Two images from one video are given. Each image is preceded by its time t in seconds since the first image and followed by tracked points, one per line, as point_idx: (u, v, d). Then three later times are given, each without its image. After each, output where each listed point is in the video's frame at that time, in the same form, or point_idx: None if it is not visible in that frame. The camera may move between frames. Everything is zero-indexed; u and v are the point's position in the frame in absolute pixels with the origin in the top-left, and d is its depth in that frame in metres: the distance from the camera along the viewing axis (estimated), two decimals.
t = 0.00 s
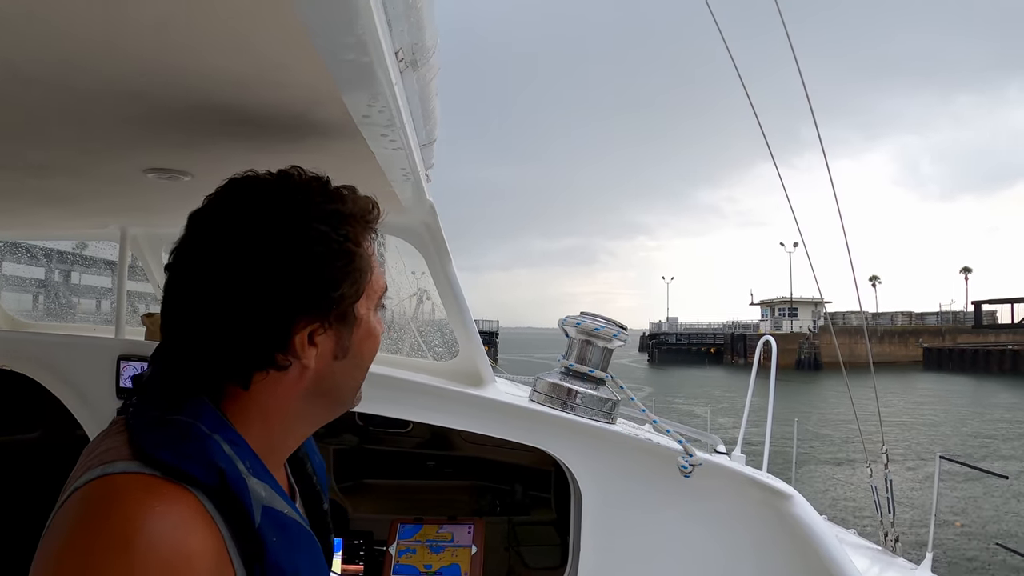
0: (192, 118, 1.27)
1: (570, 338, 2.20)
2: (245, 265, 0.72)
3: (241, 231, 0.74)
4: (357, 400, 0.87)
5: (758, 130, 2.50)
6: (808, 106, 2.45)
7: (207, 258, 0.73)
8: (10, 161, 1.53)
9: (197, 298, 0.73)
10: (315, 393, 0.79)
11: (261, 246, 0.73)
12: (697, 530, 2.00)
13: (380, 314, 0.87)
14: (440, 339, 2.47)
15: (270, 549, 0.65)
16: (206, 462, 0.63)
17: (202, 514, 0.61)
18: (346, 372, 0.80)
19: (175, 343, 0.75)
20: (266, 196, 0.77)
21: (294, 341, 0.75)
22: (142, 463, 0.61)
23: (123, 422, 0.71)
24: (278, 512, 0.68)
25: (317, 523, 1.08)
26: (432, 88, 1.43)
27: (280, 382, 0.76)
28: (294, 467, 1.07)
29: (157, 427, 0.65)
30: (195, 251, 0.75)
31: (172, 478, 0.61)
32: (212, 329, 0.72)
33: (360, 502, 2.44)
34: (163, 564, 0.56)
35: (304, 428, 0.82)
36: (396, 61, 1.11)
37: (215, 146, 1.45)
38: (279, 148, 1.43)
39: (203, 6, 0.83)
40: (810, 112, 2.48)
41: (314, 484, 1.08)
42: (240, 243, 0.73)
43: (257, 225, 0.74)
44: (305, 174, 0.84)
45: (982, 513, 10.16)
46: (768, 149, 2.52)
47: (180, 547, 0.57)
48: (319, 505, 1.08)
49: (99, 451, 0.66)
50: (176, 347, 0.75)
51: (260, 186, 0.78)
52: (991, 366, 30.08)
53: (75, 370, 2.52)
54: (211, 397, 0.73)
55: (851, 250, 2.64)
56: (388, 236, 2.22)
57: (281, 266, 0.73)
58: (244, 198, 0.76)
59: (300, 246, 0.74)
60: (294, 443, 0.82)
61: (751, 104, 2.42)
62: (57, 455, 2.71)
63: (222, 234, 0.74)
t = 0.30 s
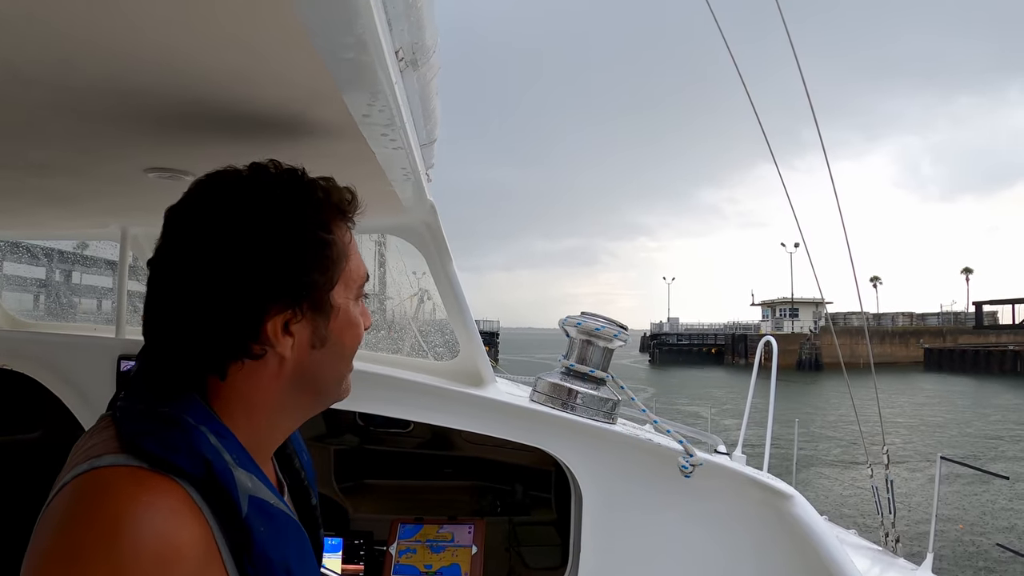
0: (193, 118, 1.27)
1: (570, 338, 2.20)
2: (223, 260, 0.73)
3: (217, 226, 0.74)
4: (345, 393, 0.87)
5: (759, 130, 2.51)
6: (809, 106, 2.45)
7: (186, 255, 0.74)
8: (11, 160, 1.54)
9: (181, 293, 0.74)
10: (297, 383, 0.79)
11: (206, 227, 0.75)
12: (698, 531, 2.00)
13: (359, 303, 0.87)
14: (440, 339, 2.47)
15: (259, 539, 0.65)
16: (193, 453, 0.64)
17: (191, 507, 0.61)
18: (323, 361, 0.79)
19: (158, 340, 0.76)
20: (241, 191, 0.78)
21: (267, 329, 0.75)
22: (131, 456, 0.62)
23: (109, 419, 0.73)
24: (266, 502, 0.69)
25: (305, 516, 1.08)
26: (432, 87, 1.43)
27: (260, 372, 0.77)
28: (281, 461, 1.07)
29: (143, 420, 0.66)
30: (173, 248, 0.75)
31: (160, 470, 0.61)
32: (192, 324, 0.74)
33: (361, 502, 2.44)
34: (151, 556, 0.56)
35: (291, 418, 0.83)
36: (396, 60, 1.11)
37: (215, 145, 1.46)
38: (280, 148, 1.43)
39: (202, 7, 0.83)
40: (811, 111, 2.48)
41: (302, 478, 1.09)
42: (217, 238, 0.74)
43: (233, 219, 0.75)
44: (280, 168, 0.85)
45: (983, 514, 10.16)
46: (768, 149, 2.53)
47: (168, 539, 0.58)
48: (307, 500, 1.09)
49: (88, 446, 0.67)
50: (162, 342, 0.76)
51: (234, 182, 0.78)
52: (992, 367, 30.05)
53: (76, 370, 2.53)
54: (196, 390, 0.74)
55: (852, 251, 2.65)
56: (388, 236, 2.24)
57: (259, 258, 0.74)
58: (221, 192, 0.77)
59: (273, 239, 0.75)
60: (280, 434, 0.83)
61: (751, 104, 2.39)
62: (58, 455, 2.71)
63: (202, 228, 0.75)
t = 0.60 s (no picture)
0: (192, 117, 1.27)
1: (570, 337, 2.21)
2: (203, 257, 0.75)
3: (195, 223, 0.76)
4: (328, 382, 0.88)
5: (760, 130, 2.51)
6: (809, 106, 2.45)
7: (163, 253, 0.76)
8: (11, 160, 1.54)
9: (163, 291, 0.77)
10: (277, 372, 0.81)
11: (184, 224, 0.77)
12: (698, 531, 2.00)
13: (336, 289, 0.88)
14: (440, 338, 2.47)
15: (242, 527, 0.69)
16: (178, 445, 0.67)
17: (177, 498, 0.64)
18: (302, 349, 0.81)
19: (140, 337, 0.78)
20: (217, 188, 0.80)
21: (244, 320, 0.77)
22: (116, 449, 0.65)
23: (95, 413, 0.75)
24: (250, 491, 0.72)
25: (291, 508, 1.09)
26: (432, 86, 1.44)
27: (239, 363, 0.79)
28: (266, 455, 1.08)
29: (128, 414, 0.69)
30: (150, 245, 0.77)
31: (145, 462, 0.65)
32: (175, 319, 0.76)
33: (361, 501, 2.44)
34: (139, 547, 0.60)
35: (274, 409, 0.85)
36: (396, 59, 1.11)
37: (214, 145, 1.46)
38: (279, 148, 1.44)
39: (200, 8, 0.83)
40: (811, 111, 2.48)
41: (287, 471, 1.10)
42: (196, 235, 0.76)
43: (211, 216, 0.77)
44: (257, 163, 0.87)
45: (983, 513, 10.17)
46: (768, 149, 2.53)
47: (155, 530, 0.61)
48: (292, 493, 1.09)
49: (77, 441, 0.70)
50: (144, 338, 0.77)
51: (207, 177, 0.80)
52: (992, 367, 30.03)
53: (76, 370, 2.53)
54: (178, 382, 0.77)
55: (851, 250, 2.65)
56: (388, 236, 2.24)
57: (239, 254, 0.76)
58: (197, 188, 0.79)
59: (250, 233, 0.78)
60: (264, 424, 0.85)
61: (750, 100, 2.52)
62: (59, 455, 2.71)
63: (181, 225, 0.77)
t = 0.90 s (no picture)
0: (192, 118, 1.27)
1: (571, 339, 2.21)
2: (169, 256, 0.80)
3: (178, 224, 0.81)
4: (307, 370, 0.95)
5: (761, 132, 2.51)
6: (810, 108, 2.46)
7: (152, 255, 0.80)
8: (11, 159, 1.54)
9: (150, 291, 0.80)
10: (259, 362, 0.87)
11: (172, 225, 0.81)
12: (698, 533, 2.00)
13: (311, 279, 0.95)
14: (440, 339, 2.48)
15: (230, 514, 0.73)
16: (164, 439, 0.70)
17: (166, 493, 0.67)
18: (282, 337, 0.87)
19: (126, 336, 0.82)
20: (200, 190, 0.83)
21: (226, 314, 0.82)
22: (105, 445, 0.67)
23: (82, 412, 0.77)
24: (233, 482, 0.76)
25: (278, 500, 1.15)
26: (433, 88, 1.44)
27: (222, 357, 0.84)
28: (252, 450, 1.13)
29: (115, 411, 0.72)
30: (134, 247, 0.81)
31: (134, 457, 0.67)
32: (146, 316, 0.80)
33: (361, 502, 2.45)
34: (130, 543, 0.61)
35: (256, 397, 0.90)
36: (397, 61, 1.12)
37: (214, 146, 1.46)
38: (279, 150, 1.44)
39: (199, 10, 0.84)
40: (812, 113, 2.49)
41: (273, 466, 1.15)
42: (181, 236, 0.80)
43: (180, 211, 0.81)
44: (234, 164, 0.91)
45: (983, 516, 10.17)
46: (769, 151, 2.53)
47: (145, 525, 0.63)
48: (280, 486, 1.15)
49: (64, 439, 0.72)
50: (132, 337, 0.81)
51: (192, 182, 0.84)
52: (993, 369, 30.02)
53: (76, 369, 2.53)
54: (161, 377, 0.81)
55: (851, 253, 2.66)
56: (388, 237, 2.22)
57: (222, 253, 0.81)
58: (179, 189, 0.82)
59: (223, 223, 0.82)
60: (249, 414, 0.91)
61: (751, 102, 2.52)
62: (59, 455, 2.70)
63: (167, 227, 0.80)
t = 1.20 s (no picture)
0: (189, 116, 1.27)
1: (568, 337, 2.21)
2: (156, 251, 0.80)
3: (160, 219, 0.81)
4: (292, 362, 0.95)
5: (760, 131, 2.51)
6: (809, 107, 2.46)
7: (138, 251, 0.81)
8: (9, 156, 1.54)
9: (136, 286, 0.81)
10: (243, 355, 0.87)
11: (157, 220, 0.81)
12: (696, 531, 2.00)
13: (292, 270, 0.94)
14: (438, 338, 2.47)
15: (218, 504, 0.74)
16: (151, 429, 0.70)
17: (155, 484, 0.67)
18: (264, 330, 0.87)
19: (112, 330, 0.82)
20: (184, 184, 0.84)
21: (209, 306, 0.82)
22: (93, 439, 0.68)
23: (69, 407, 0.78)
24: (220, 473, 0.77)
25: (268, 492, 1.16)
26: (430, 86, 1.44)
27: (205, 349, 0.84)
28: (241, 443, 1.13)
29: (100, 404, 0.72)
30: (120, 244, 0.81)
31: (121, 450, 0.67)
32: (132, 310, 0.81)
33: (359, 501, 2.45)
34: (120, 534, 0.62)
35: (242, 390, 0.91)
36: (394, 58, 1.12)
37: (211, 143, 1.46)
38: (276, 148, 1.44)
39: (193, 8, 0.84)
40: (810, 112, 2.49)
41: (262, 458, 1.15)
42: (167, 231, 0.81)
43: (165, 207, 0.81)
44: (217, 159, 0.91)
45: (980, 514, 10.20)
46: (768, 150, 2.54)
47: (135, 517, 0.64)
48: (270, 478, 1.16)
49: (52, 434, 0.73)
50: (118, 332, 0.82)
51: (176, 177, 0.84)
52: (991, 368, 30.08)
53: (74, 368, 2.53)
54: (145, 370, 0.81)
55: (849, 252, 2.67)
56: (385, 235, 2.22)
57: (207, 247, 0.82)
58: (163, 184, 0.83)
59: (207, 218, 0.83)
60: (235, 406, 0.91)
61: (749, 101, 2.53)
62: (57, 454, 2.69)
63: (152, 222, 0.81)
